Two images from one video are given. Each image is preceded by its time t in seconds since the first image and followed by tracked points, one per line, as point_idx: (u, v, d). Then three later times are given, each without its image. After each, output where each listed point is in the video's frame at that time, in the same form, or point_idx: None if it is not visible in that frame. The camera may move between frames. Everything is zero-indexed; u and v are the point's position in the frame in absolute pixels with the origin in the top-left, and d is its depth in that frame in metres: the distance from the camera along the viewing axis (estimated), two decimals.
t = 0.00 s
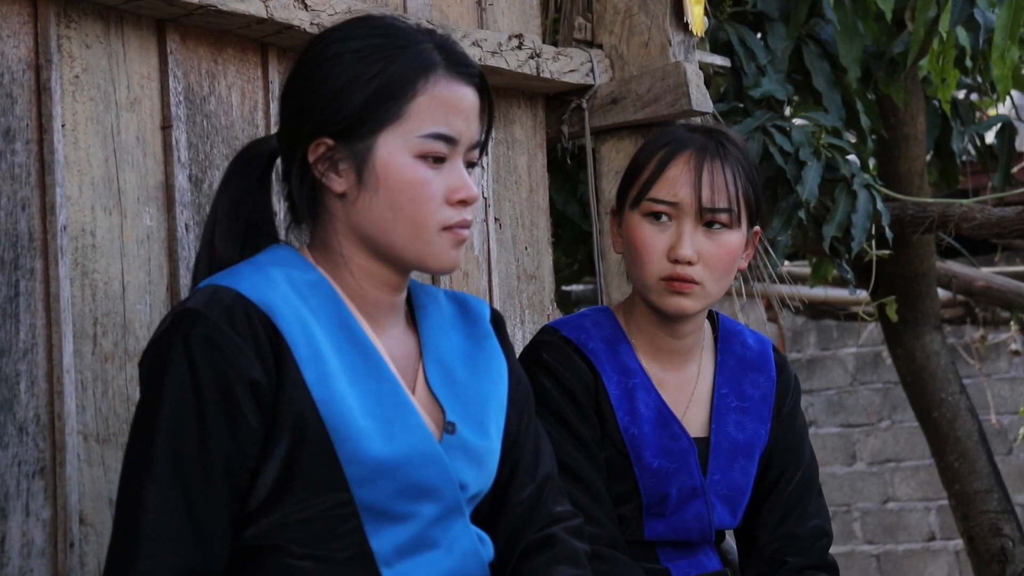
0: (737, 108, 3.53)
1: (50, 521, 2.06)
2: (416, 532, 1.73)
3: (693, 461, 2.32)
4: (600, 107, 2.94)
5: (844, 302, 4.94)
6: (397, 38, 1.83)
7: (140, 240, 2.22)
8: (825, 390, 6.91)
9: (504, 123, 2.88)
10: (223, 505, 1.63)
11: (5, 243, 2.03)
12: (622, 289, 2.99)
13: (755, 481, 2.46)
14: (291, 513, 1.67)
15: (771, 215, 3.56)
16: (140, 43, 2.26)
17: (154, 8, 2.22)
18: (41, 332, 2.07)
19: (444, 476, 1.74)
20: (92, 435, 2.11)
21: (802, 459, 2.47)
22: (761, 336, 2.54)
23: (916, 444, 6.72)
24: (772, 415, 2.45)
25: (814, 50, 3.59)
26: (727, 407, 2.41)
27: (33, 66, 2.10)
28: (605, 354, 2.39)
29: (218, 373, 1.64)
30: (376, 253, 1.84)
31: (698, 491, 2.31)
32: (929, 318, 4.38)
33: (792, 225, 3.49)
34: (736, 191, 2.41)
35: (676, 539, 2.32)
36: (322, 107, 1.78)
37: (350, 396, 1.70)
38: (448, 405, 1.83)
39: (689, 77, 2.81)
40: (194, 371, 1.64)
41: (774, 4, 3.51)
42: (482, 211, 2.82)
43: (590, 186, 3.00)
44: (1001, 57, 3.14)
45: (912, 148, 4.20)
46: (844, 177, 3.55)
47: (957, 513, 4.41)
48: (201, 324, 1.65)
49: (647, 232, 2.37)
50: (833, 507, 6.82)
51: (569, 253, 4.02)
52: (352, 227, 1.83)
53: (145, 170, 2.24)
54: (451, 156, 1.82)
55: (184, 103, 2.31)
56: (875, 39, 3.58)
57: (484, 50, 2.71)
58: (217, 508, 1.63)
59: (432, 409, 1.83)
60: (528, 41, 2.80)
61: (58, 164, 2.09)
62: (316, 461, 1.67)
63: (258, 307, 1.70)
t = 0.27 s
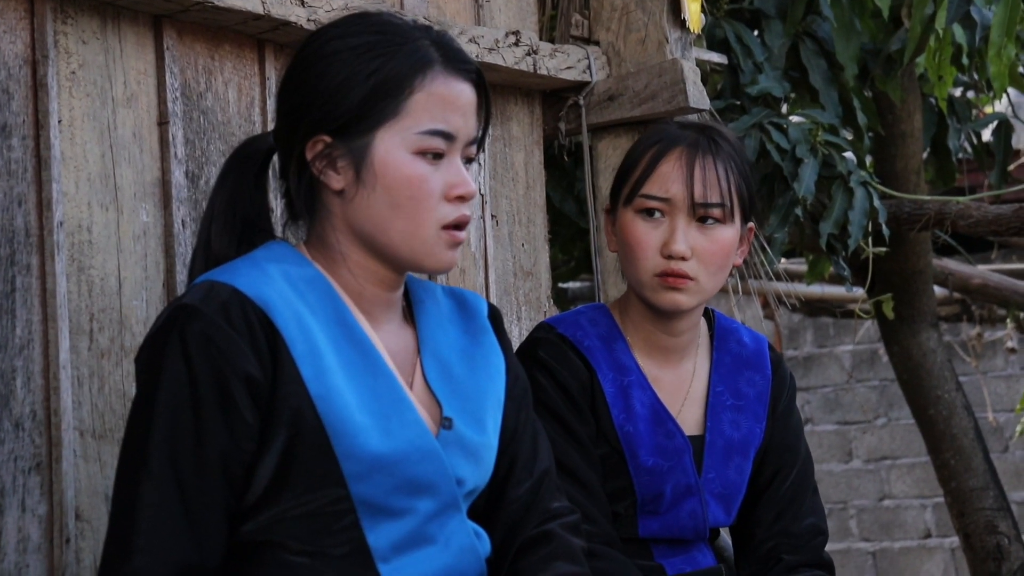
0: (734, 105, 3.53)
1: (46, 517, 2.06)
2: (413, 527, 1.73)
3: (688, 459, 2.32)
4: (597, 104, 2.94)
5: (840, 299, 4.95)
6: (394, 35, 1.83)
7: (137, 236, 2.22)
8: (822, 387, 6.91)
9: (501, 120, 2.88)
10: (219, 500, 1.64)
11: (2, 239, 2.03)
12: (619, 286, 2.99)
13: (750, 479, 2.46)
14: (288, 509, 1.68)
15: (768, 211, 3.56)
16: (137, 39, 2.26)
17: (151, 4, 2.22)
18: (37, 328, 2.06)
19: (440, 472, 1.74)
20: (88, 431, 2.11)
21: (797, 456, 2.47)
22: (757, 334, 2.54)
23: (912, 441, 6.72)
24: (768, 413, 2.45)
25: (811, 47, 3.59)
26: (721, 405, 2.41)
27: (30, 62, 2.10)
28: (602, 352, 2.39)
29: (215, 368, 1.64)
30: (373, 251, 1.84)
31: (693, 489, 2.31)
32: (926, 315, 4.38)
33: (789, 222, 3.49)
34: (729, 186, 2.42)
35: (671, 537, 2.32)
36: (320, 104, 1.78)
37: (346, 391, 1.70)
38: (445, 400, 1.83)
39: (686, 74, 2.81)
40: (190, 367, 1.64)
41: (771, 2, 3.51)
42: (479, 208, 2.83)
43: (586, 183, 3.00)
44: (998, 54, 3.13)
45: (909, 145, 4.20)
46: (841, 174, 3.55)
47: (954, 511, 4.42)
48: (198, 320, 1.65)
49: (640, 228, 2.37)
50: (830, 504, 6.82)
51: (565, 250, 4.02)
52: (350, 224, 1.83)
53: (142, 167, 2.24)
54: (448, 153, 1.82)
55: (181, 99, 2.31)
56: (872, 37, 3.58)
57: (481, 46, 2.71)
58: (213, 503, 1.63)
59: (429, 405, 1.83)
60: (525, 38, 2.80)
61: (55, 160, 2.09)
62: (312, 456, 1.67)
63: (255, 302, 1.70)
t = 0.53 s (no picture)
0: (731, 101, 3.53)
1: (44, 515, 2.06)
2: (413, 518, 1.73)
3: (686, 457, 2.32)
4: (594, 101, 2.94)
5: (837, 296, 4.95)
6: (386, 28, 1.83)
7: (134, 234, 2.22)
8: (819, 384, 6.91)
9: (498, 117, 2.88)
10: (217, 495, 1.63)
11: None
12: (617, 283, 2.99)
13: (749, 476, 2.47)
14: (286, 502, 1.67)
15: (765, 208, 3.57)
16: (134, 37, 2.26)
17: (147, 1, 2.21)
18: (34, 326, 2.06)
19: (439, 461, 1.74)
20: (86, 429, 2.11)
21: (795, 453, 2.47)
22: (755, 331, 2.54)
23: (910, 438, 6.73)
24: (766, 411, 2.45)
25: (808, 43, 3.59)
26: (719, 402, 2.41)
27: (26, 59, 2.10)
28: (600, 349, 2.39)
29: (210, 363, 1.64)
30: (373, 245, 1.84)
31: (691, 487, 2.31)
32: (923, 311, 4.38)
33: (786, 218, 3.50)
34: (725, 182, 2.42)
35: (668, 534, 2.32)
36: (318, 98, 1.78)
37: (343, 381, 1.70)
38: (441, 390, 1.83)
39: (683, 71, 2.81)
40: (186, 362, 1.63)
41: None
42: (476, 205, 2.82)
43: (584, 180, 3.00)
44: (995, 49, 3.15)
45: (906, 142, 4.20)
46: (838, 170, 3.55)
47: (951, 507, 4.42)
48: (192, 314, 1.65)
49: (637, 226, 2.37)
50: (827, 501, 6.82)
51: (563, 247, 4.02)
52: (350, 218, 1.83)
53: (139, 164, 2.24)
54: (447, 142, 1.83)
55: (178, 97, 2.31)
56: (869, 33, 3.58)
57: (478, 43, 2.71)
58: (210, 498, 1.63)
59: (427, 394, 1.83)
60: (521, 35, 2.80)
61: (52, 157, 2.09)
62: (310, 448, 1.67)
63: (250, 296, 1.70)
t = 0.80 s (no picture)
0: (733, 102, 3.53)
1: (45, 515, 2.06)
2: (404, 517, 1.73)
3: (688, 459, 2.32)
4: (596, 102, 2.94)
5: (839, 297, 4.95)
6: (373, 28, 1.83)
7: (136, 234, 2.22)
8: (820, 385, 6.91)
9: (499, 118, 2.89)
10: (211, 495, 1.64)
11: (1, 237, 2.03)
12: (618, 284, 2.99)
13: (749, 478, 2.47)
14: (279, 502, 1.68)
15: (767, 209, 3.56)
16: (136, 37, 2.26)
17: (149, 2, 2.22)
18: (36, 326, 2.06)
19: (428, 460, 1.73)
20: (87, 429, 2.11)
21: (797, 455, 2.47)
22: (757, 333, 2.54)
23: (911, 439, 6.72)
24: (767, 412, 2.45)
25: (809, 45, 3.59)
26: (721, 404, 2.41)
27: (29, 60, 2.10)
28: (602, 350, 2.39)
29: (200, 362, 1.65)
30: (368, 242, 1.85)
31: (692, 489, 2.31)
32: (924, 313, 4.39)
33: (787, 220, 3.49)
34: (730, 184, 2.42)
35: (669, 535, 2.32)
36: (307, 103, 1.78)
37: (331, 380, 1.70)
38: (425, 387, 1.82)
39: (685, 72, 2.81)
40: (175, 361, 1.64)
41: None
42: (478, 206, 2.83)
43: (585, 181, 3.00)
44: (997, 51, 3.14)
45: (907, 143, 4.20)
46: (839, 171, 3.55)
47: (953, 509, 4.42)
48: (180, 314, 1.66)
49: (641, 228, 2.37)
50: (828, 502, 6.82)
51: (564, 248, 4.02)
52: (345, 217, 1.84)
53: (141, 165, 2.24)
54: (440, 138, 1.84)
55: (180, 97, 2.31)
56: (870, 34, 3.58)
57: (480, 44, 2.71)
58: (205, 497, 1.63)
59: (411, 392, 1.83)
60: (523, 36, 2.80)
61: (54, 158, 2.09)
62: (301, 449, 1.68)
63: (237, 297, 1.70)
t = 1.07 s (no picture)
0: (734, 105, 3.54)
1: (47, 518, 2.06)
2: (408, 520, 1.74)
3: (690, 462, 2.33)
4: (597, 105, 2.94)
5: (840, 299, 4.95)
6: (358, 35, 1.81)
7: (138, 237, 2.22)
8: (822, 387, 6.91)
9: (500, 121, 2.89)
10: (210, 503, 1.63)
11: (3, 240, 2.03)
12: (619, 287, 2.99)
13: (751, 481, 2.47)
14: (282, 509, 1.68)
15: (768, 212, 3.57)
16: (137, 40, 2.26)
17: (151, 5, 2.22)
18: (38, 329, 2.07)
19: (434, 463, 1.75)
20: (88, 432, 2.11)
21: (799, 458, 2.47)
22: (758, 336, 2.54)
23: (912, 441, 6.71)
24: (769, 415, 2.45)
25: (810, 47, 3.59)
26: (723, 407, 2.41)
27: (30, 63, 2.10)
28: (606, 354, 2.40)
29: (205, 370, 1.64)
30: (360, 251, 1.85)
31: (694, 491, 2.31)
32: (926, 315, 4.39)
33: (788, 222, 3.50)
34: (734, 188, 2.41)
35: (671, 538, 2.31)
36: (292, 118, 1.78)
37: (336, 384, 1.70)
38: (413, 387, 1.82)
39: (686, 75, 2.81)
40: (178, 368, 1.64)
41: (771, 2, 3.51)
42: (479, 209, 2.83)
43: (586, 183, 3.00)
44: (998, 53, 3.14)
45: (908, 145, 4.20)
46: (840, 173, 3.55)
47: (954, 511, 4.41)
48: (185, 321, 1.65)
49: (644, 231, 2.37)
50: (829, 505, 6.81)
51: (566, 250, 4.03)
52: (337, 228, 1.84)
53: (142, 167, 2.24)
54: (431, 145, 1.82)
55: (181, 100, 2.31)
56: (871, 36, 3.58)
57: (482, 47, 2.71)
58: (204, 507, 1.62)
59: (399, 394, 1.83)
60: (525, 39, 2.81)
61: (55, 160, 2.09)
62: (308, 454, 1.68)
63: (243, 304, 1.70)
